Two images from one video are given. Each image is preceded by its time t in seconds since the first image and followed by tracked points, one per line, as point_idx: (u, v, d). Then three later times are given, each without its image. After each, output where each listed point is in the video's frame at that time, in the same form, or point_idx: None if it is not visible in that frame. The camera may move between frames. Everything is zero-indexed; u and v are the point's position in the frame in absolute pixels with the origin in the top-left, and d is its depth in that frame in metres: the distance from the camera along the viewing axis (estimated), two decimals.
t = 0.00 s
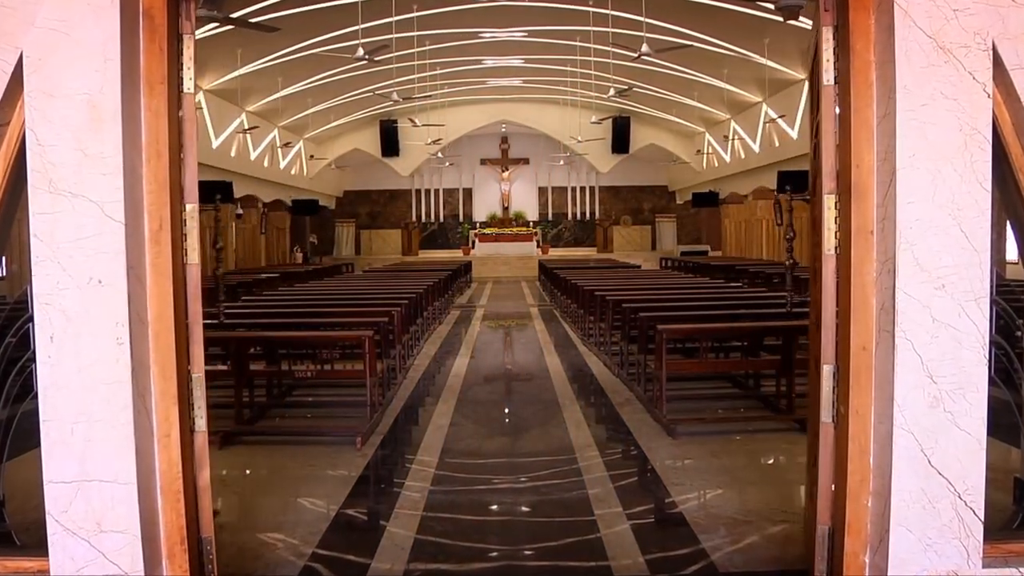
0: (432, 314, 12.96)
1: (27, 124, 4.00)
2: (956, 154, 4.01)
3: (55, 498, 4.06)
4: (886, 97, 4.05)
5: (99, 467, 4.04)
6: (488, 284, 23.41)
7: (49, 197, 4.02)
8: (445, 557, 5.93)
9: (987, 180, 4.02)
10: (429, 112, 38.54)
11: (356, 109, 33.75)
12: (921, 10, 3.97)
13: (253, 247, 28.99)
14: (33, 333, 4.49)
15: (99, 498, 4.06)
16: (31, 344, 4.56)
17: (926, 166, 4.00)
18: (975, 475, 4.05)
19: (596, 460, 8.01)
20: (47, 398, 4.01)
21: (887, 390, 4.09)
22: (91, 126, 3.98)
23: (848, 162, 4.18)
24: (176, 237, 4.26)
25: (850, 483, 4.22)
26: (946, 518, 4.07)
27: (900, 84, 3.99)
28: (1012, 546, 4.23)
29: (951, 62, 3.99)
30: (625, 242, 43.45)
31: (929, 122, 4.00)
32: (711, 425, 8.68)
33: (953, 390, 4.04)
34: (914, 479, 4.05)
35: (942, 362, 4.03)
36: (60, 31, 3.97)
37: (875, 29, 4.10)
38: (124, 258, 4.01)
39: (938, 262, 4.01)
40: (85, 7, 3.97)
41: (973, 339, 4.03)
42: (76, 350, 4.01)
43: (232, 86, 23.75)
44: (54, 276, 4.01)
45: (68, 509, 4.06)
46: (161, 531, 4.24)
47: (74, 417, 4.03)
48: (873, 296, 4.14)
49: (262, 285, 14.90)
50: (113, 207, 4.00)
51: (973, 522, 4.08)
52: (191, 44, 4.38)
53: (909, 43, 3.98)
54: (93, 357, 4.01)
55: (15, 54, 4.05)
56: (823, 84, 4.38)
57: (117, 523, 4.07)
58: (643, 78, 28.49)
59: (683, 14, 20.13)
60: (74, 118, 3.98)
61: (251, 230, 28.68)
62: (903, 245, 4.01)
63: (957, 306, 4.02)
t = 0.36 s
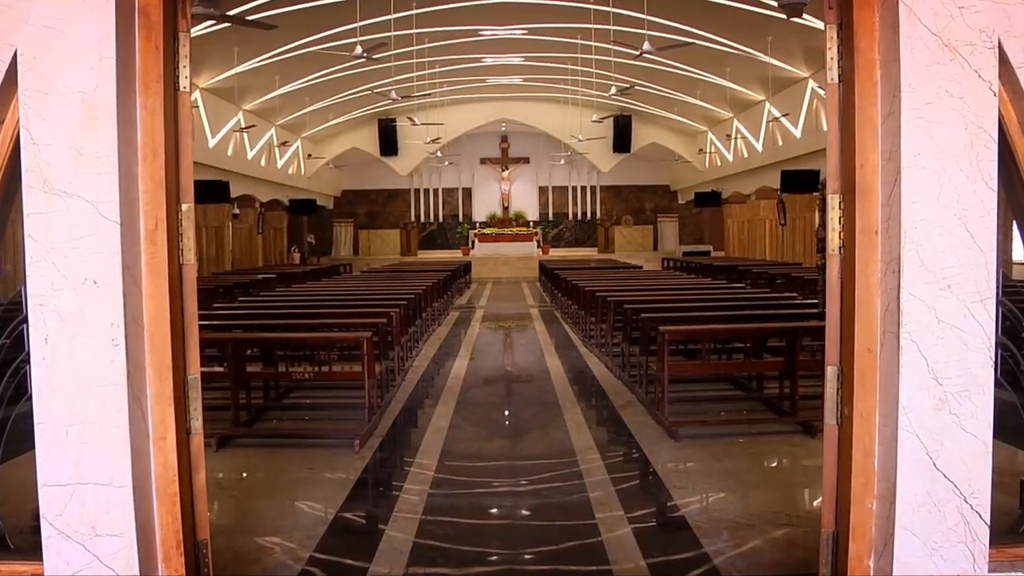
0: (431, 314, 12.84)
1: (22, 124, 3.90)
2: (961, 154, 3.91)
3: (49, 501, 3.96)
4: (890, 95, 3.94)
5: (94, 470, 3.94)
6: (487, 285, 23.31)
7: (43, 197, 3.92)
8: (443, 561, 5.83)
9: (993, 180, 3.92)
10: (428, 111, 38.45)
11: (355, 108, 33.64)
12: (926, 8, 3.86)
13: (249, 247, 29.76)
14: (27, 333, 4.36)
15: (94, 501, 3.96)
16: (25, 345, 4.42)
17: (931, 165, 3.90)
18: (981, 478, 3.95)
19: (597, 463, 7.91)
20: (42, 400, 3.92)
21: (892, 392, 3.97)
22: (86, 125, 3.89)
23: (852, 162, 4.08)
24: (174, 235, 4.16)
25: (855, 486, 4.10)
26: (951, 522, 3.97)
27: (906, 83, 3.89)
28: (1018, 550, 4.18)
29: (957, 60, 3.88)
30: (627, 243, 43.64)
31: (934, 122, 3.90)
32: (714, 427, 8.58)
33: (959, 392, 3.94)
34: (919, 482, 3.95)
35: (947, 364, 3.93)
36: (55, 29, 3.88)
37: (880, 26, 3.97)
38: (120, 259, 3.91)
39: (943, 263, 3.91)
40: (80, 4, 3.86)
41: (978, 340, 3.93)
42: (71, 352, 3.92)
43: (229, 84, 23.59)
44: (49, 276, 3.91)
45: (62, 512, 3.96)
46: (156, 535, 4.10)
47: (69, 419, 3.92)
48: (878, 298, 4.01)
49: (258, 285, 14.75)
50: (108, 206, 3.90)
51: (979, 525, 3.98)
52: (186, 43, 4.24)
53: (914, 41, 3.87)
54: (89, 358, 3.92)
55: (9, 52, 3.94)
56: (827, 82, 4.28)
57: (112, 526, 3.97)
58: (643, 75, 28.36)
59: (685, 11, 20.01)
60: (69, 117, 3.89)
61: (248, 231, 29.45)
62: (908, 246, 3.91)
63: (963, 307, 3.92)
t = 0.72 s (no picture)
0: (429, 316, 12.55)
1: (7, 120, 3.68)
2: (975, 150, 3.69)
3: (35, 509, 3.74)
4: (901, 92, 3.74)
5: (83, 477, 3.72)
6: (487, 287, 23.06)
7: (30, 196, 3.71)
8: (441, 570, 5.60)
9: (1008, 178, 3.70)
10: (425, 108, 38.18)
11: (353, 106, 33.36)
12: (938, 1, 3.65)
13: (241, 245, 30.82)
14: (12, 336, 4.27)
15: (82, 511, 3.74)
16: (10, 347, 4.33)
17: (943, 163, 3.68)
18: (995, 486, 3.73)
19: (600, 470, 7.68)
20: (27, 405, 3.71)
21: (902, 396, 3.77)
22: (73, 123, 3.67)
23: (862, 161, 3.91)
24: (162, 235, 3.97)
25: (865, 495, 3.93)
26: (965, 532, 3.75)
27: (917, 78, 3.67)
28: None
29: (969, 55, 3.66)
30: (628, 243, 42.98)
31: (947, 118, 3.68)
32: (719, 432, 8.38)
33: (972, 398, 3.71)
34: (931, 492, 3.73)
35: (960, 368, 3.71)
36: (40, 23, 3.67)
37: (892, 20, 3.78)
38: (108, 260, 3.68)
39: (956, 264, 3.68)
40: None
41: (992, 344, 3.71)
42: (57, 356, 3.71)
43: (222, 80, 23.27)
44: (35, 278, 3.69)
45: (49, 521, 3.74)
46: (146, 546, 3.89)
47: (56, 424, 3.72)
48: (888, 300, 3.82)
49: (250, 287, 14.47)
50: (97, 206, 3.68)
51: (994, 535, 3.75)
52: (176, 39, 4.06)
53: (926, 36, 3.65)
54: (75, 362, 3.70)
55: None
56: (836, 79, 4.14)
57: (100, 535, 3.75)
58: (644, 70, 28.08)
59: (687, 5, 19.77)
60: (55, 115, 3.68)
61: (242, 229, 30.70)
62: (919, 247, 3.69)
63: (977, 310, 3.70)
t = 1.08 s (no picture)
0: (426, 321, 12.20)
1: None
2: (999, 146, 3.29)
3: (8, 525, 3.34)
4: (918, 87, 3.38)
5: (62, 490, 3.33)
6: (487, 290, 22.71)
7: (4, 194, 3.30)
8: None
9: None
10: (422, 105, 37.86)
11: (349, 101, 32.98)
12: None
13: (230, 248, 29.91)
14: None
15: (60, 527, 3.35)
16: None
17: (964, 162, 3.30)
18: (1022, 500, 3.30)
19: (604, 480, 7.33)
20: None
21: (919, 405, 3.39)
22: (54, 118, 3.29)
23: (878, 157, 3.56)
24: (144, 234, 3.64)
25: (882, 505, 3.55)
26: (990, 546, 3.33)
27: (936, 72, 3.31)
28: None
29: (993, 48, 3.28)
30: (634, 245, 43.52)
31: (968, 113, 3.30)
32: (728, 441, 8.04)
33: (996, 405, 3.31)
34: (952, 503, 3.34)
35: (982, 376, 3.31)
36: (15, 14, 3.26)
37: (910, 10, 3.40)
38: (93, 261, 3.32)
39: (978, 266, 3.29)
40: None
41: (1017, 350, 3.30)
42: (35, 362, 3.32)
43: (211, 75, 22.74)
44: (11, 281, 3.30)
45: (25, 537, 3.34)
46: (128, 563, 3.53)
47: (34, 433, 3.32)
48: (905, 303, 3.45)
49: (238, 290, 14.12)
50: (80, 204, 3.32)
51: None
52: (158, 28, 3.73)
53: (946, 27, 3.30)
54: (56, 368, 3.32)
55: None
56: (852, 73, 3.83)
57: (82, 550, 3.37)
58: (644, 65, 27.69)
59: None
60: (32, 109, 3.28)
61: (230, 230, 29.72)
62: (938, 249, 3.32)
63: (1001, 314, 3.30)
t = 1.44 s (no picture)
0: (422, 328, 11.64)
1: None
2: None
3: None
4: (940, 81, 3.18)
5: (36, 505, 3.10)
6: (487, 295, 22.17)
7: None
8: None
9: None
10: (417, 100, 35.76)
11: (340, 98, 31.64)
12: None
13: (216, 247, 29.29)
14: None
15: (35, 545, 3.11)
16: None
17: (990, 160, 3.10)
18: None
19: (610, 494, 6.94)
20: None
21: (942, 416, 3.18)
22: (30, 113, 3.08)
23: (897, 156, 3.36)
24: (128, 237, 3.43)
25: (901, 524, 3.32)
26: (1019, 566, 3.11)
27: (960, 65, 3.12)
28: None
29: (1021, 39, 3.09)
30: (641, 247, 40.43)
31: (994, 108, 3.10)
32: (740, 454, 7.66)
33: None
34: (977, 519, 3.12)
35: (1010, 385, 3.10)
36: None
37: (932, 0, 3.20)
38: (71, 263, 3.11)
39: (1003, 269, 3.09)
40: None
41: None
42: (6, 372, 3.08)
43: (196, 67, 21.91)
44: None
45: None
46: None
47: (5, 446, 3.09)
48: (926, 309, 3.25)
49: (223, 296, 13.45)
50: (57, 205, 3.10)
51: None
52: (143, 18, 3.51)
53: (971, 17, 3.10)
54: (30, 376, 3.09)
55: None
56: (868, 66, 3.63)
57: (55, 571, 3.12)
58: (650, 57, 26.79)
59: None
60: (7, 105, 3.06)
61: (217, 232, 29.16)
62: (961, 251, 3.12)
63: None
